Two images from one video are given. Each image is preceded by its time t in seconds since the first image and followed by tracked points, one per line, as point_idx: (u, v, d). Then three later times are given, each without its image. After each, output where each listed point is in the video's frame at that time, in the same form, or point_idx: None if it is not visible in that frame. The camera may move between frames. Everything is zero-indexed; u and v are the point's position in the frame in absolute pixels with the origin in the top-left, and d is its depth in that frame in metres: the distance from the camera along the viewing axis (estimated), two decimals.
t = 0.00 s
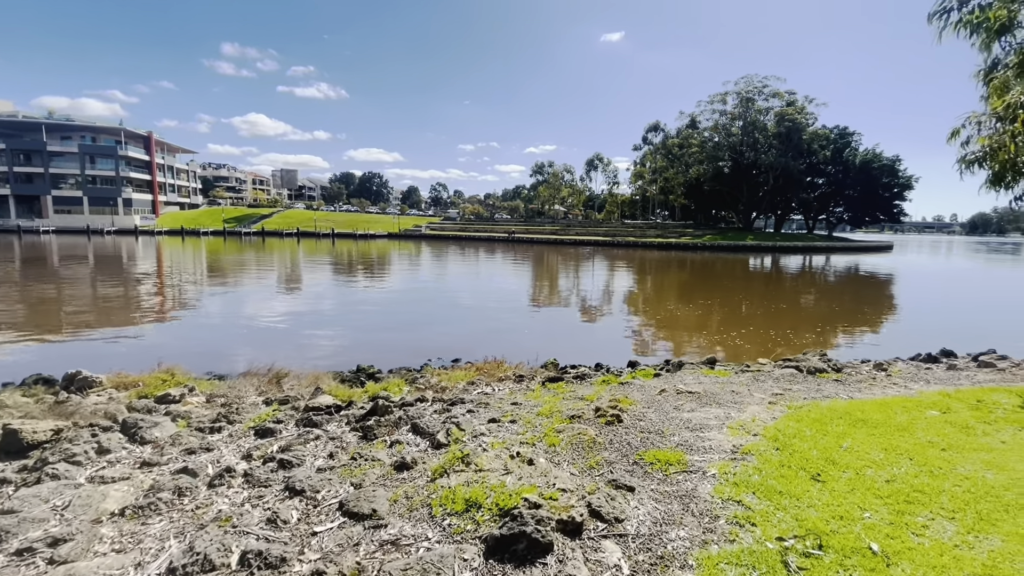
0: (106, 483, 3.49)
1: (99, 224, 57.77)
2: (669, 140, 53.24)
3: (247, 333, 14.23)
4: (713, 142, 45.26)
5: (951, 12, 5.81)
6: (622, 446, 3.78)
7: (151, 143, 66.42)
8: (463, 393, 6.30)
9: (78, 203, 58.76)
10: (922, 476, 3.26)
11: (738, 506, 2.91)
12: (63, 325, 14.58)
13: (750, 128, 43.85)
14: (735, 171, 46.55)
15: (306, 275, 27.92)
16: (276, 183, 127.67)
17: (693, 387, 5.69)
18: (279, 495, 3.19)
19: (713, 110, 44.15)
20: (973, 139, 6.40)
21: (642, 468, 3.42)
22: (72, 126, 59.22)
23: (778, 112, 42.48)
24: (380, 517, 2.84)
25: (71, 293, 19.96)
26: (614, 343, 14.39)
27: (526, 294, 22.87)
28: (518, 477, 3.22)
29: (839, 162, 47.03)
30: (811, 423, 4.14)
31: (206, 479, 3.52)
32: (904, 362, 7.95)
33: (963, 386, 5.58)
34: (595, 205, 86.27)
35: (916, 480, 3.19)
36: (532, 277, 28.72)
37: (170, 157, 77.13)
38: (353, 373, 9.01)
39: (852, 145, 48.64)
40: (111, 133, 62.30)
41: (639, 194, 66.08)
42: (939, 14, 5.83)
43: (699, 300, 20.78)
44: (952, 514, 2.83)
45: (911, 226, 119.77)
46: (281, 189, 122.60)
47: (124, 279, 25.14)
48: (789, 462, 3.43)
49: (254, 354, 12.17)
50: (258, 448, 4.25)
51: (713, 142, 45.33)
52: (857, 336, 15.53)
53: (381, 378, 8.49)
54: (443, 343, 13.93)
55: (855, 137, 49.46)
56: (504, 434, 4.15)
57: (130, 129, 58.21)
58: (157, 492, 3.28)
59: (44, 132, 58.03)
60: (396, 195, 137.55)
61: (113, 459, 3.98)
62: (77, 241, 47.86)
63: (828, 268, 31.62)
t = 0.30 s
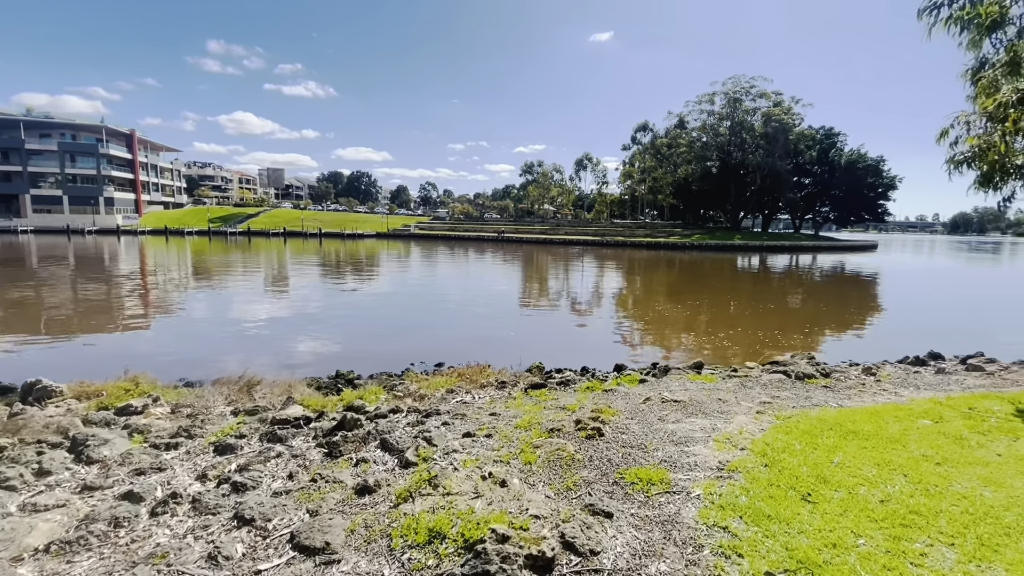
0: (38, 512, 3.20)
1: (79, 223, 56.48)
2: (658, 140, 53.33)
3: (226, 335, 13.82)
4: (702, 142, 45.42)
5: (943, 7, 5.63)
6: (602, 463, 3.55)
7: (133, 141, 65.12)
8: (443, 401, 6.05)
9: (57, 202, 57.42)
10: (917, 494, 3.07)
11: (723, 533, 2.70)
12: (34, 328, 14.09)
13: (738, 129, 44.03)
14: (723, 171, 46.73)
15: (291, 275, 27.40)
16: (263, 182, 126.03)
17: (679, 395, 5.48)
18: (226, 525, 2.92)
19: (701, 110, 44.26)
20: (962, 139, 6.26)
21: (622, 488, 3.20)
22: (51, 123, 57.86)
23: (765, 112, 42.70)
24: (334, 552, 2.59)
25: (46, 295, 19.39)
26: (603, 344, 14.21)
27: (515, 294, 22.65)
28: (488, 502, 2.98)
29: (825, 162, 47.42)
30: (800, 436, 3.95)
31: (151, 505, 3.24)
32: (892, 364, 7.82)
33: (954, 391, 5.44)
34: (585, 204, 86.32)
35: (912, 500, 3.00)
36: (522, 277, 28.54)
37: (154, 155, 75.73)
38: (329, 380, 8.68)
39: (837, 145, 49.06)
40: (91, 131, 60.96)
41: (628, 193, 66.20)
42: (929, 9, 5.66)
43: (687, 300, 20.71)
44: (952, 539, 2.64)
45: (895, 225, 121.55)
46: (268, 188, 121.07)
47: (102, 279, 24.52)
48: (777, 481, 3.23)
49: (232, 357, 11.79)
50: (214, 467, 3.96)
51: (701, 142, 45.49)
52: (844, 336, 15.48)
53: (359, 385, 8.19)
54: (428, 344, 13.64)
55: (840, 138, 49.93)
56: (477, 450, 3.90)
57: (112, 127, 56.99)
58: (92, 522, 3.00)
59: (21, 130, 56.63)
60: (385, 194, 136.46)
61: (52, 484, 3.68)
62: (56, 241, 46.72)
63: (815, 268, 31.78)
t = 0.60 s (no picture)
0: None
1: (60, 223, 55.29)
2: (647, 140, 53.43)
3: (205, 337, 13.44)
4: (691, 142, 45.55)
5: None
6: (579, 477, 3.33)
7: (116, 139, 63.89)
8: (419, 409, 5.80)
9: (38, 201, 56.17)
10: (911, 510, 2.89)
11: (706, 557, 2.50)
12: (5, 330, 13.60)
13: (726, 129, 44.18)
14: (712, 171, 46.89)
15: (276, 276, 26.92)
16: (251, 181, 124.58)
17: (664, 400, 5.28)
18: (163, 555, 2.66)
19: (690, 110, 44.37)
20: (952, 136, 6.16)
21: (599, 507, 2.97)
22: (31, 121, 56.59)
23: (753, 112, 42.88)
24: None
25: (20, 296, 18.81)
26: (591, 343, 14.05)
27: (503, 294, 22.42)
28: (453, 525, 2.75)
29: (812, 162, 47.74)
30: (788, 445, 3.76)
31: (85, 531, 2.97)
32: (881, 365, 7.71)
33: (944, 395, 5.30)
34: (575, 204, 86.37)
35: (906, 516, 2.82)
36: (512, 276, 28.35)
37: (138, 153, 74.43)
38: (305, 385, 8.37)
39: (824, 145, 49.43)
40: (73, 129, 59.72)
41: (618, 193, 66.28)
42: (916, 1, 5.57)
43: (677, 299, 20.59)
44: (951, 561, 2.45)
45: (880, 225, 123.16)
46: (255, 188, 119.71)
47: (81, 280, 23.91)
48: (764, 496, 3.03)
49: (209, 360, 11.43)
50: (165, 484, 3.69)
51: (690, 142, 45.62)
52: (832, 334, 15.42)
53: (337, 391, 7.91)
54: (413, 346, 13.35)
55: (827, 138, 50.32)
56: (447, 464, 3.66)
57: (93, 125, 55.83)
58: (14, 553, 2.72)
59: None
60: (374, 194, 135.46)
61: None
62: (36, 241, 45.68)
63: (803, 267, 31.90)
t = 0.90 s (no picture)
0: None
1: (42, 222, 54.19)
2: (637, 139, 53.42)
3: (184, 338, 13.07)
4: (680, 142, 45.63)
5: None
6: (554, 494, 3.11)
7: (99, 137, 62.74)
8: (394, 417, 5.54)
9: (19, 200, 55.02)
10: (906, 530, 2.70)
11: None
12: None
13: (716, 128, 44.27)
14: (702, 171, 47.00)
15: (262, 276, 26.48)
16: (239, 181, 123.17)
17: (648, 407, 5.07)
18: None
19: (680, 110, 44.39)
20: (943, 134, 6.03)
21: (573, 529, 2.76)
22: (12, 119, 55.47)
23: (742, 112, 43.01)
24: None
25: None
26: (580, 343, 13.88)
27: (493, 293, 22.20)
28: (413, 556, 2.52)
29: (800, 162, 48.01)
30: (777, 457, 3.56)
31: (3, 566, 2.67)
32: (870, 368, 7.57)
33: (936, 399, 5.14)
34: (566, 203, 86.31)
35: (902, 537, 2.63)
36: (502, 276, 28.16)
37: (122, 152, 73.20)
38: (281, 391, 8.05)
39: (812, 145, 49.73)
40: (55, 127, 58.60)
41: (609, 193, 66.36)
42: None
43: (667, 299, 20.48)
44: None
45: (867, 225, 124.51)
46: (243, 187, 118.32)
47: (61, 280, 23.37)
48: (750, 515, 2.83)
49: (186, 362, 11.09)
50: (108, 505, 3.40)
51: (680, 142, 45.67)
52: (819, 334, 15.38)
53: (314, 397, 7.62)
54: (399, 347, 13.08)
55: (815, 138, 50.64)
56: (414, 480, 3.42)
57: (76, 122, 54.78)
58: None
59: None
60: (364, 193, 134.49)
61: None
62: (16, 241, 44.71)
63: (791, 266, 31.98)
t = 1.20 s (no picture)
0: None
1: (25, 221, 53.23)
2: (629, 139, 53.44)
3: (165, 340, 12.75)
4: (672, 142, 45.60)
5: None
6: (527, 513, 2.92)
7: (84, 135, 61.69)
8: (370, 425, 5.31)
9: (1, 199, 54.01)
10: (902, 552, 2.52)
11: None
12: None
13: (707, 129, 44.34)
14: (693, 171, 47.07)
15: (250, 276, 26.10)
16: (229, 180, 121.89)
17: (633, 415, 4.89)
18: None
19: (671, 110, 44.41)
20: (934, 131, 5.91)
21: (546, 554, 2.56)
22: None
23: (733, 113, 43.10)
24: None
25: None
26: (570, 342, 13.73)
27: (483, 293, 22.00)
28: None
29: (790, 162, 48.24)
30: (765, 469, 3.39)
31: None
32: (860, 370, 7.45)
33: (926, 404, 5.01)
34: (558, 203, 86.27)
35: (898, 560, 2.45)
36: (494, 275, 27.97)
37: (108, 150, 72.04)
38: (257, 398, 7.78)
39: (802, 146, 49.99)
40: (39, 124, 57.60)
41: (600, 192, 66.37)
42: None
43: (658, 299, 20.34)
44: None
45: (857, 224, 125.54)
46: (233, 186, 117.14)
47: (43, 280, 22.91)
48: (736, 536, 2.64)
49: (165, 365, 10.79)
50: (47, 528, 3.14)
51: (671, 142, 45.70)
52: (808, 333, 15.34)
53: (291, 403, 7.37)
54: (385, 347, 12.84)
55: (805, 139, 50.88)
56: (381, 498, 3.21)
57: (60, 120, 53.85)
58: None
59: None
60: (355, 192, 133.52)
61: None
62: None
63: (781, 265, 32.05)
